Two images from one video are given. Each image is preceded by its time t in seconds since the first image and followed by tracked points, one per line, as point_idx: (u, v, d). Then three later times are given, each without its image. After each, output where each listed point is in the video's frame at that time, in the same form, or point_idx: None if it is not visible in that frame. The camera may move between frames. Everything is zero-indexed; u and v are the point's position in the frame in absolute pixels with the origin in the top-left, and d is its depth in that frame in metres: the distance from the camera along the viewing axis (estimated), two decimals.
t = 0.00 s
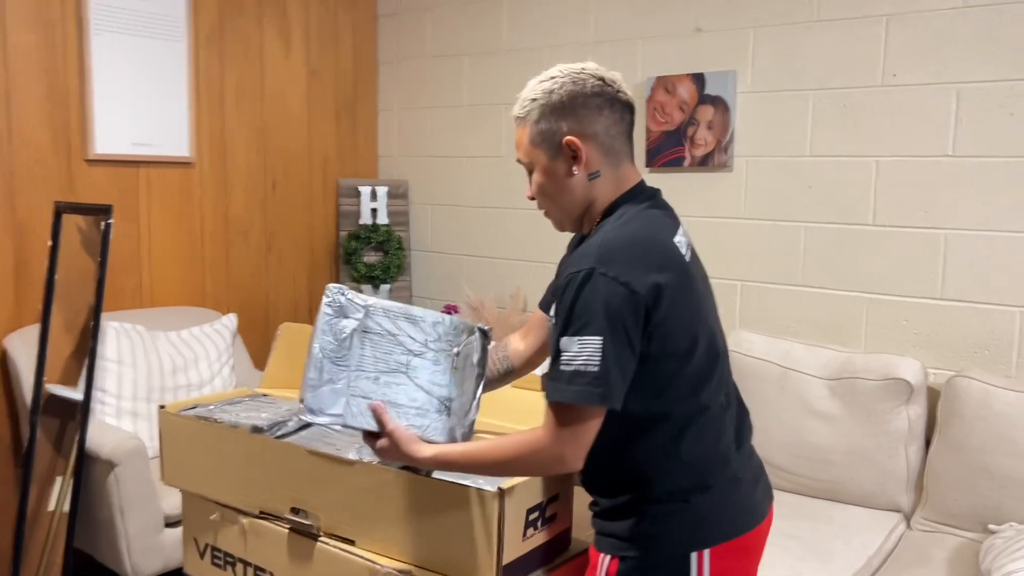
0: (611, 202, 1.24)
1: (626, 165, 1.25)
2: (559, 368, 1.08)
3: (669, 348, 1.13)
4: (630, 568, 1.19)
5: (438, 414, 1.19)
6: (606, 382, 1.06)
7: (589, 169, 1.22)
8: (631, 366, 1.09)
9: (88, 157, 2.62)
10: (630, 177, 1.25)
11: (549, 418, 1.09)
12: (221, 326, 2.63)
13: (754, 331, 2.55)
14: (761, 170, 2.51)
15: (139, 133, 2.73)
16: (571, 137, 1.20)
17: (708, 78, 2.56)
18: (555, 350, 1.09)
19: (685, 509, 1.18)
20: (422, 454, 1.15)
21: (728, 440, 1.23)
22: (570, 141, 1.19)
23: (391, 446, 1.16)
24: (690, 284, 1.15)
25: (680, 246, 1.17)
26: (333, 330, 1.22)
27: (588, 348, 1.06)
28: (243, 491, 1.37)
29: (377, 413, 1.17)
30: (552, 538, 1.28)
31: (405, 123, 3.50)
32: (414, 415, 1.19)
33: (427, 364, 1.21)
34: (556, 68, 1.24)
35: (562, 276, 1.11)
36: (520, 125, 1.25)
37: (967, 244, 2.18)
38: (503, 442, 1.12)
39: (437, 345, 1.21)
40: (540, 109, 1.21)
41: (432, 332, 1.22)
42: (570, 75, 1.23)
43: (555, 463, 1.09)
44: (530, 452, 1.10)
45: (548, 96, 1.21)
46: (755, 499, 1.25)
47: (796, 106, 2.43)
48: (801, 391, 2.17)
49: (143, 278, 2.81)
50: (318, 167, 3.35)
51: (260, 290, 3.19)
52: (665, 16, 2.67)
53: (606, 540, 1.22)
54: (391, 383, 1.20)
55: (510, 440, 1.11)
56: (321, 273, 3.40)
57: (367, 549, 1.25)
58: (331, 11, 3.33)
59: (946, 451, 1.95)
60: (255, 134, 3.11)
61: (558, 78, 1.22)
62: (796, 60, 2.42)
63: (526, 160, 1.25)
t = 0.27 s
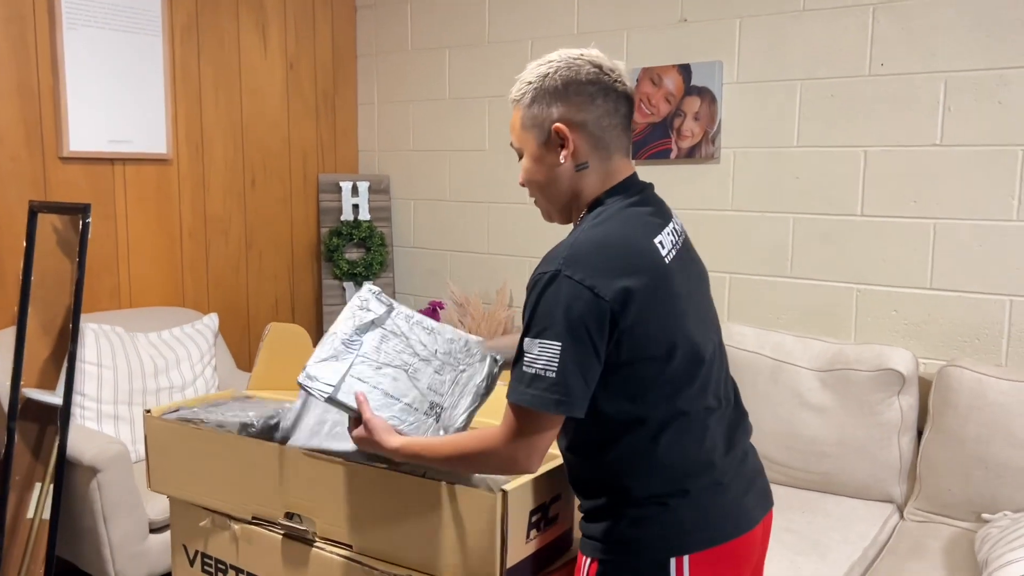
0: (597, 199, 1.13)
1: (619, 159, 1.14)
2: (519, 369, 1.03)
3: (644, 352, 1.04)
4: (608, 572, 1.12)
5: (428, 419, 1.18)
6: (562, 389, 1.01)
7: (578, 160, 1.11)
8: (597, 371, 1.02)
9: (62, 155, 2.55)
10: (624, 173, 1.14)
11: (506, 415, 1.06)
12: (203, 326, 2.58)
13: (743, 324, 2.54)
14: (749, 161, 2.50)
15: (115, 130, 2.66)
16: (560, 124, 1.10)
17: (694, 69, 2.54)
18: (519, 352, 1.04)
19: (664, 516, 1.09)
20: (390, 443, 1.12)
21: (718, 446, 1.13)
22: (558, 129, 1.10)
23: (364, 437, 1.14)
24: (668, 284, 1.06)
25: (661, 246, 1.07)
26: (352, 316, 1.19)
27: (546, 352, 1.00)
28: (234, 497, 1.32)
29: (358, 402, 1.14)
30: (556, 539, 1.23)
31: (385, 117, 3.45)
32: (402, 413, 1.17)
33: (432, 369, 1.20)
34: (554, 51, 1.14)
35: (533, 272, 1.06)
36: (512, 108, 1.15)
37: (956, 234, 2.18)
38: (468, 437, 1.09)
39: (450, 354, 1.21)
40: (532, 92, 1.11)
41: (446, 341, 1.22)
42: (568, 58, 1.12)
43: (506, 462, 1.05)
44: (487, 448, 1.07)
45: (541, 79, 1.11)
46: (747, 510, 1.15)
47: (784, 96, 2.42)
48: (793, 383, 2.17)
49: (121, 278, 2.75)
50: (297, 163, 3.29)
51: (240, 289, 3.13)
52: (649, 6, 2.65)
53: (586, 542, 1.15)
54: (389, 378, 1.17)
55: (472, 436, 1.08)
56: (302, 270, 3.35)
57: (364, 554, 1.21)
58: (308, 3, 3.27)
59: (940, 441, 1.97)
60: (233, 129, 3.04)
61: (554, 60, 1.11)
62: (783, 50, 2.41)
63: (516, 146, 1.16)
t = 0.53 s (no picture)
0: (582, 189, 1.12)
1: (608, 150, 1.11)
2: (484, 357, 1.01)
3: (616, 346, 1.02)
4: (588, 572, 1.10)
5: (436, 416, 1.18)
6: (524, 378, 0.98)
7: (564, 148, 1.10)
8: (563, 361, 1.00)
9: (34, 151, 2.49)
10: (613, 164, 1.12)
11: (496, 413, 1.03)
12: (182, 324, 2.53)
13: (730, 314, 2.54)
14: (734, 150, 2.49)
15: (89, 124, 2.61)
16: (547, 110, 1.09)
17: (678, 59, 2.53)
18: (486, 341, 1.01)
19: (642, 515, 1.06)
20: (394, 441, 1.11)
21: (698, 443, 1.10)
22: (545, 114, 1.08)
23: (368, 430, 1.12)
24: (640, 275, 1.03)
25: (634, 239, 1.04)
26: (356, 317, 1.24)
27: (509, 339, 0.98)
28: (218, 500, 1.29)
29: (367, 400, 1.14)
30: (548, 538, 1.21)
31: (366, 109, 3.40)
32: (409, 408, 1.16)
33: (440, 372, 1.23)
34: (555, 37, 1.13)
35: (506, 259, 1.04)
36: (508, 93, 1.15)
37: (941, 221, 2.18)
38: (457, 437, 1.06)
39: (455, 364, 1.27)
40: (526, 77, 1.10)
41: (450, 354, 1.28)
42: (564, 45, 1.10)
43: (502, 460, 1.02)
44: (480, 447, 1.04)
45: (536, 65, 1.09)
46: (730, 509, 1.12)
47: (768, 85, 2.40)
48: (780, 372, 2.16)
49: (97, 276, 2.69)
50: (276, 156, 3.24)
51: (220, 285, 3.08)
52: None
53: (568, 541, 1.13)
54: (398, 374, 1.19)
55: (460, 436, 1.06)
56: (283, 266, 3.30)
57: (354, 556, 1.19)
58: None
59: (927, 428, 1.98)
60: (210, 123, 2.99)
61: (549, 45, 1.10)
62: (767, 38, 2.39)
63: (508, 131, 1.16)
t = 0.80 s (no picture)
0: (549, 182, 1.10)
1: (573, 141, 1.10)
2: (472, 355, 0.97)
3: (600, 339, 1.01)
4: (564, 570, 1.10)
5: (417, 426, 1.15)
6: (522, 373, 0.95)
7: (530, 140, 1.09)
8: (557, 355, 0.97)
9: None
10: (578, 156, 1.11)
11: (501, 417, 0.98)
12: (144, 323, 2.47)
13: (698, 305, 2.55)
14: (701, 142, 2.50)
15: (44, 119, 2.53)
16: (512, 102, 1.07)
17: (644, 51, 2.53)
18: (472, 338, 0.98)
19: (619, 512, 1.06)
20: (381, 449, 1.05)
21: (675, 439, 1.10)
22: (509, 106, 1.07)
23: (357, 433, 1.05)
24: (622, 267, 1.02)
25: (612, 229, 1.04)
26: (347, 306, 1.13)
27: (501, 333, 0.95)
28: (186, 502, 1.27)
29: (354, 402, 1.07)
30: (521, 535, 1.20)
31: (329, 101, 3.35)
32: (390, 413, 1.12)
33: (423, 377, 1.19)
34: (519, 30, 1.12)
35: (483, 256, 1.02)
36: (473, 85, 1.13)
37: (904, 211, 2.22)
38: (457, 443, 1.01)
39: (433, 367, 1.22)
40: (490, 70, 1.09)
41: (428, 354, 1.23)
42: (528, 36, 1.09)
43: (513, 467, 0.97)
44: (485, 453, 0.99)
45: (499, 57, 1.08)
46: (706, 503, 1.13)
47: (734, 76, 2.42)
48: (750, 362, 2.19)
49: (55, 274, 2.62)
50: (238, 150, 3.18)
51: (183, 282, 3.02)
52: None
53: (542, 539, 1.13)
54: (383, 379, 1.13)
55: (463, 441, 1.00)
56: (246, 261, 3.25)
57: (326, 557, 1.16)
58: None
59: (894, 415, 2.02)
60: (170, 117, 2.92)
61: (514, 37, 1.09)
62: (732, 29, 2.40)
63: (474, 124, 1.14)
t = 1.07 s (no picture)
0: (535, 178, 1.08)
1: (557, 136, 1.09)
2: (492, 349, 0.94)
3: (611, 327, 1.00)
4: (576, 567, 1.09)
5: (420, 430, 1.08)
6: (550, 363, 0.92)
7: (514, 135, 1.07)
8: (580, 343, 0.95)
9: None
10: (563, 152, 1.09)
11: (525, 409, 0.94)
12: (127, 320, 2.45)
13: (684, 297, 2.56)
14: (685, 134, 2.51)
15: (21, 114, 2.49)
16: (494, 97, 1.05)
17: (628, 43, 2.53)
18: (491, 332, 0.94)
19: (633, 505, 1.07)
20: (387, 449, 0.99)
21: (679, 426, 1.12)
22: (492, 101, 1.05)
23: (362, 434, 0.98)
24: (628, 254, 1.02)
25: (613, 218, 1.04)
26: (352, 299, 1.07)
27: (527, 323, 0.92)
28: (180, 500, 1.26)
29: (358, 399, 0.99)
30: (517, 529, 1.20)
31: (311, 95, 3.33)
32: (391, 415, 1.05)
33: (430, 378, 1.11)
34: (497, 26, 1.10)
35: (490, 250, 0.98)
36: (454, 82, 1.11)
37: (888, 201, 2.24)
38: (476, 439, 0.96)
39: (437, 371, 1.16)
40: (470, 65, 1.07)
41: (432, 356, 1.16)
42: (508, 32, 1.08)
43: (541, 459, 0.94)
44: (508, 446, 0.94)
45: (479, 52, 1.07)
46: (710, 489, 1.14)
47: (718, 69, 2.43)
48: (736, 353, 2.20)
49: (34, 271, 2.58)
50: (219, 145, 3.15)
51: (165, 279, 2.98)
52: None
53: (550, 537, 1.12)
54: (387, 378, 1.07)
55: (483, 436, 0.96)
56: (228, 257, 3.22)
57: (323, 553, 1.16)
58: None
59: (879, 404, 2.05)
60: (150, 112, 2.88)
61: (494, 33, 1.07)
62: (715, 22, 2.41)
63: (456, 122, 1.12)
